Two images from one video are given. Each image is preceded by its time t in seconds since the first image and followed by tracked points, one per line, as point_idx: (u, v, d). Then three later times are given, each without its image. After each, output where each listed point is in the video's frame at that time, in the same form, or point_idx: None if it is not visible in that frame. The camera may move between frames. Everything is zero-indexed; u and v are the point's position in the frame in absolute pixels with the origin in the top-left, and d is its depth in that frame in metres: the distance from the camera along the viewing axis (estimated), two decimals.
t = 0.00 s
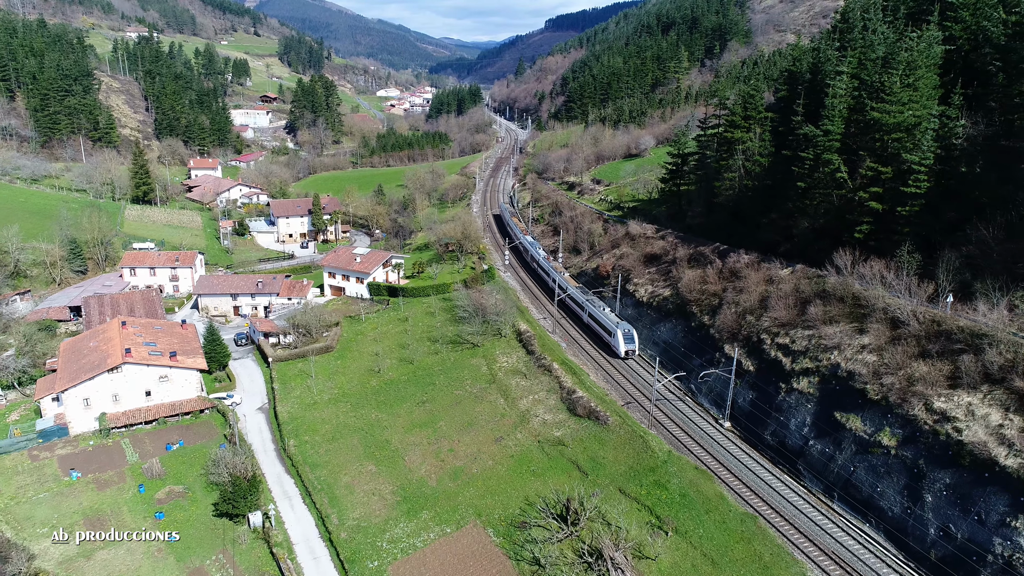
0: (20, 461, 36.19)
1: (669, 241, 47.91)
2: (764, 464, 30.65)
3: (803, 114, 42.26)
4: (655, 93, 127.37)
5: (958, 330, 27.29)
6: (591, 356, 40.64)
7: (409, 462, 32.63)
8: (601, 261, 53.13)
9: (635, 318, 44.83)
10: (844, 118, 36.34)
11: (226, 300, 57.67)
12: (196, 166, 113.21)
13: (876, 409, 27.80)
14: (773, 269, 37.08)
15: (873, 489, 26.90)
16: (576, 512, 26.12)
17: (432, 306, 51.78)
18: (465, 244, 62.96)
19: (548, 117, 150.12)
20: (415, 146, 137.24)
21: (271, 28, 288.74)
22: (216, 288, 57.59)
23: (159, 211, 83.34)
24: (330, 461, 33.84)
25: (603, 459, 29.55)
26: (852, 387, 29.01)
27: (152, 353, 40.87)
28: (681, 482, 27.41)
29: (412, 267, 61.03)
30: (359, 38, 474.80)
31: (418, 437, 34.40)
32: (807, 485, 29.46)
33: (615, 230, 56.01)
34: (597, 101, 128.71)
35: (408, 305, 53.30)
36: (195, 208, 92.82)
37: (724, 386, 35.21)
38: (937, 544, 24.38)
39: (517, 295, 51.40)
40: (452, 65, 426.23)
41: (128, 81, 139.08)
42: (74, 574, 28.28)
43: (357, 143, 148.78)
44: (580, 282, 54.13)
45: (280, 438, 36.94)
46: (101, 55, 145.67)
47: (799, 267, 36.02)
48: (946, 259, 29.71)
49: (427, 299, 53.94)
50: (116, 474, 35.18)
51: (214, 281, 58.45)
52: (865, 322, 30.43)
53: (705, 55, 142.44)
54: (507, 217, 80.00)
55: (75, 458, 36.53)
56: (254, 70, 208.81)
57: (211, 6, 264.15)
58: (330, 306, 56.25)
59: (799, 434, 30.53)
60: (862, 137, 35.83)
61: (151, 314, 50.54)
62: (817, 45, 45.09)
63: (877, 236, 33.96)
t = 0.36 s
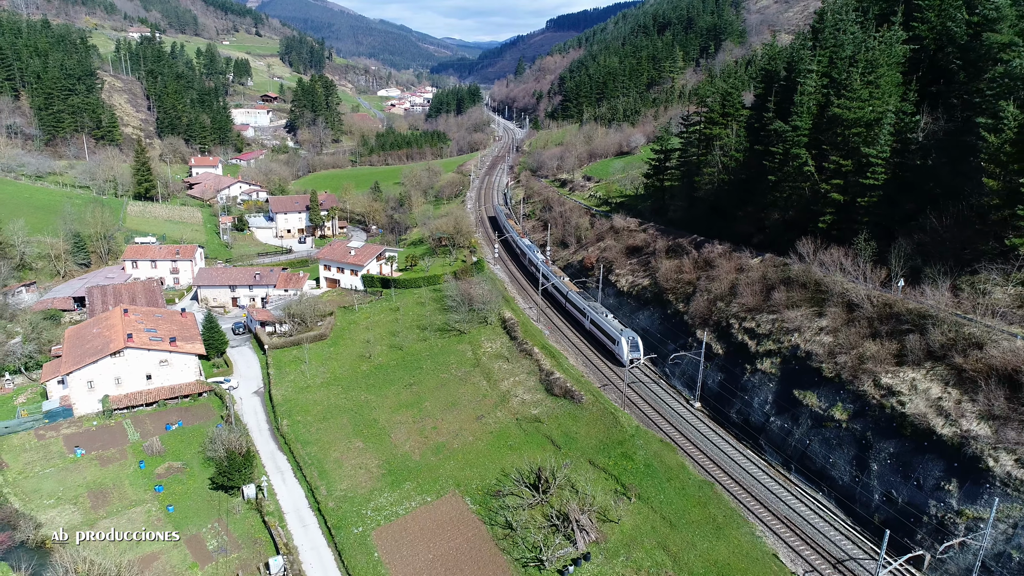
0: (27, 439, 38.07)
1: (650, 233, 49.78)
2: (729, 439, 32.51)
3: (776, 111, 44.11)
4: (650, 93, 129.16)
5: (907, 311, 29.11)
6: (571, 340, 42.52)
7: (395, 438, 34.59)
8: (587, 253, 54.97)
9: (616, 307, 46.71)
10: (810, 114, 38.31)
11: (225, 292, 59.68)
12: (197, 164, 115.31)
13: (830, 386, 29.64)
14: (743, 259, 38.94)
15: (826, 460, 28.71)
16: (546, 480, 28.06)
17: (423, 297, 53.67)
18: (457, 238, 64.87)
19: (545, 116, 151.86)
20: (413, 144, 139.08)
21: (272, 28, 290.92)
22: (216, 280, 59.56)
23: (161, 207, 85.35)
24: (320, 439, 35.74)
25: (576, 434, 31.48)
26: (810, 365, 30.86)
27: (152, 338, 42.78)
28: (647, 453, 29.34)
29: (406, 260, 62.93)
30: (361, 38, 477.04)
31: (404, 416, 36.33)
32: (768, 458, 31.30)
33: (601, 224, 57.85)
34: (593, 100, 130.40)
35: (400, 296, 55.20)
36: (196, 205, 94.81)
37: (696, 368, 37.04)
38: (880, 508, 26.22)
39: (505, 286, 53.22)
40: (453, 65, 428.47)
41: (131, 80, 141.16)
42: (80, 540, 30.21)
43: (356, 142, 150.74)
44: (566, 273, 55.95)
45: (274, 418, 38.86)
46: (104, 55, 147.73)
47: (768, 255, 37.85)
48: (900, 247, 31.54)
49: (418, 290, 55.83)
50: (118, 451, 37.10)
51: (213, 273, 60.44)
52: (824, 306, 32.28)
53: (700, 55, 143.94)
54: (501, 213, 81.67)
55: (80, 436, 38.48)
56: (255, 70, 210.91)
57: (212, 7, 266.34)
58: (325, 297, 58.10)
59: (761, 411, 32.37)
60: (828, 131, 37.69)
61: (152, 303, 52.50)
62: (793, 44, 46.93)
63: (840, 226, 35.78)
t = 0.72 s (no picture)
0: (32, 420, 40.03)
1: (631, 227, 51.62)
2: (695, 418, 34.41)
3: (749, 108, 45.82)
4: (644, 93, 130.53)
5: (859, 295, 30.91)
6: (552, 328, 44.42)
7: (380, 417, 36.53)
8: (572, 247, 56.85)
9: (597, 297, 48.57)
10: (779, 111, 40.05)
11: (223, 284, 61.72)
12: (198, 162, 117.52)
13: (787, 366, 31.51)
14: (714, 249, 40.78)
15: (782, 435, 30.57)
16: (519, 453, 30.02)
17: (413, 289, 55.57)
18: (448, 233, 66.76)
19: (542, 115, 153.46)
20: (411, 143, 140.88)
21: (273, 28, 293.30)
22: (213, 273, 61.58)
23: (161, 204, 87.35)
24: (310, 419, 37.66)
25: (549, 412, 33.45)
26: (769, 347, 32.74)
27: (151, 326, 44.77)
28: (614, 428, 31.31)
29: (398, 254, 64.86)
30: (362, 38, 479.13)
31: (389, 397, 38.25)
32: (730, 434, 33.18)
33: (586, 219, 59.72)
34: (588, 99, 131.89)
35: (391, 288, 57.12)
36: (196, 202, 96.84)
37: (667, 353, 38.94)
38: (829, 478, 28.13)
39: (492, 278, 55.10)
40: (454, 65, 430.67)
41: (133, 80, 143.28)
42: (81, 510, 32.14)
43: (355, 140, 152.67)
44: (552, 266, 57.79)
45: (267, 400, 40.78)
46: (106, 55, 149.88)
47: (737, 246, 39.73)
48: (856, 236, 33.43)
49: (409, 283, 57.70)
50: (118, 431, 39.04)
51: (212, 266, 62.49)
52: (785, 292, 34.15)
53: (695, 55, 145.17)
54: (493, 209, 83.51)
55: (82, 418, 40.40)
56: (256, 70, 213.13)
57: (214, 7, 268.57)
58: (319, 290, 59.99)
59: (726, 392, 34.26)
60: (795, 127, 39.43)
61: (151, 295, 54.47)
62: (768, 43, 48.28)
63: (804, 217, 37.63)
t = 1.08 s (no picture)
0: (35, 402, 41.94)
1: (611, 220, 53.53)
2: (662, 398, 36.41)
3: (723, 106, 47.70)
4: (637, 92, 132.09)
5: (813, 281, 32.81)
6: (532, 316, 46.46)
7: (365, 398, 38.48)
8: (555, 241, 58.77)
9: (577, 287, 50.50)
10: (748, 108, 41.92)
11: (219, 278, 63.68)
12: (196, 160, 119.60)
13: (746, 347, 33.45)
14: (686, 240, 42.70)
15: (740, 412, 32.53)
16: (492, 429, 32.03)
17: (402, 281, 57.48)
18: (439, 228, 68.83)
19: (537, 115, 155.23)
20: (407, 142, 142.69)
21: (273, 28, 295.36)
22: (210, 267, 63.50)
23: (160, 201, 89.32)
24: (299, 401, 39.61)
25: (523, 392, 35.52)
26: (731, 330, 34.67)
27: (149, 314, 46.72)
28: (583, 407, 33.32)
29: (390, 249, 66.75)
30: (362, 38, 481.13)
31: (375, 380, 40.21)
32: (695, 413, 35.17)
33: (570, 214, 61.62)
34: (582, 99, 133.57)
35: (381, 281, 59.08)
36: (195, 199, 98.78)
37: (640, 338, 40.89)
38: (781, 450, 30.12)
39: (479, 270, 56.99)
40: (454, 65, 432.11)
41: (133, 80, 145.23)
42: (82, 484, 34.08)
43: (352, 139, 154.57)
44: (537, 258, 59.70)
45: (259, 384, 42.75)
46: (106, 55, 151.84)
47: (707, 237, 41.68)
48: (814, 226, 35.42)
49: (399, 276, 59.62)
50: (117, 413, 40.99)
51: (208, 259, 64.44)
52: (747, 279, 36.09)
53: (688, 55, 146.69)
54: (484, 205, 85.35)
55: (82, 401, 42.35)
56: (255, 70, 215.04)
57: (214, 7, 270.45)
58: (312, 282, 61.85)
59: (692, 373, 36.19)
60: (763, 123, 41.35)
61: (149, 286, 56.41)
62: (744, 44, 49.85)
63: (769, 209, 39.58)
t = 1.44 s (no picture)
0: (37, 386, 43.89)
1: (592, 214, 55.49)
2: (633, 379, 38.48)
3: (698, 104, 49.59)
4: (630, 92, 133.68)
5: (772, 268, 34.78)
6: (513, 305, 48.52)
7: (352, 380, 40.50)
8: (540, 234, 60.77)
9: (558, 278, 52.47)
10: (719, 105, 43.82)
11: (214, 270, 65.70)
12: (195, 158, 121.65)
13: (709, 330, 35.45)
14: (659, 231, 44.68)
15: (702, 390, 34.56)
16: (468, 406, 34.13)
17: (391, 274, 59.43)
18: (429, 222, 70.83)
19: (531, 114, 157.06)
20: (403, 141, 144.30)
21: (272, 28, 297.29)
22: (206, 259, 65.50)
23: (159, 197, 91.31)
24: (289, 384, 41.58)
25: (500, 373, 37.75)
26: (696, 315, 36.67)
27: (146, 303, 48.69)
28: (554, 386, 35.42)
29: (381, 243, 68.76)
30: (361, 38, 483.09)
31: (361, 364, 42.19)
32: (662, 393, 37.20)
33: (555, 208, 63.59)
34: (576, 98, 135.31)
35: (372, 273, 61.04)
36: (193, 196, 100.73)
37: (614, 325, 42.99)
38: (738, 425, 32.16)
39: (466, 262, 59.06)
40: (453, 65, 433.84)
41: (132, 79, 147.17)
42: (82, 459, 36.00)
43: (349, 138, 156.54)
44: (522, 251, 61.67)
45: (251, 369, 44.75)
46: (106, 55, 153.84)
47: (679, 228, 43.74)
48: (775, 218, 37.62)
49: (389, 268, 61.57)
50: (115, 396, 42.98)
51: (204, 253, 66.42)
52: (713, 266, 38.06)
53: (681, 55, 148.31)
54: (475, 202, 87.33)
55: (82, 384, 44.33)
56: (254, 69, 217.02)
57: (213, 7, 272.45)
58: (305, 274, 63.80)
59: (660, 356, 38.35)
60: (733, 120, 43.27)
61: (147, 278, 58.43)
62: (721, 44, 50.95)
63: (736, 201, 41.65)
